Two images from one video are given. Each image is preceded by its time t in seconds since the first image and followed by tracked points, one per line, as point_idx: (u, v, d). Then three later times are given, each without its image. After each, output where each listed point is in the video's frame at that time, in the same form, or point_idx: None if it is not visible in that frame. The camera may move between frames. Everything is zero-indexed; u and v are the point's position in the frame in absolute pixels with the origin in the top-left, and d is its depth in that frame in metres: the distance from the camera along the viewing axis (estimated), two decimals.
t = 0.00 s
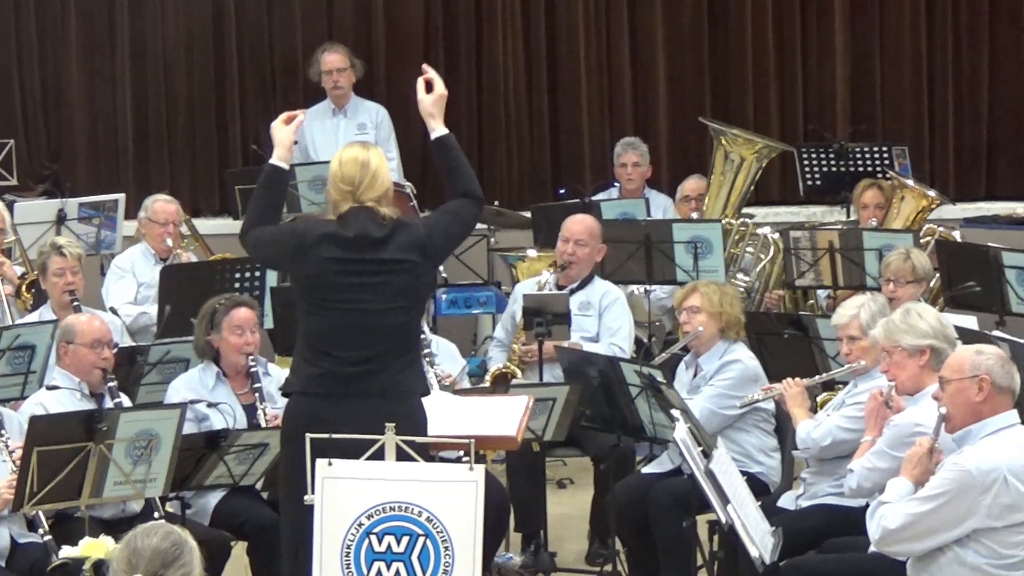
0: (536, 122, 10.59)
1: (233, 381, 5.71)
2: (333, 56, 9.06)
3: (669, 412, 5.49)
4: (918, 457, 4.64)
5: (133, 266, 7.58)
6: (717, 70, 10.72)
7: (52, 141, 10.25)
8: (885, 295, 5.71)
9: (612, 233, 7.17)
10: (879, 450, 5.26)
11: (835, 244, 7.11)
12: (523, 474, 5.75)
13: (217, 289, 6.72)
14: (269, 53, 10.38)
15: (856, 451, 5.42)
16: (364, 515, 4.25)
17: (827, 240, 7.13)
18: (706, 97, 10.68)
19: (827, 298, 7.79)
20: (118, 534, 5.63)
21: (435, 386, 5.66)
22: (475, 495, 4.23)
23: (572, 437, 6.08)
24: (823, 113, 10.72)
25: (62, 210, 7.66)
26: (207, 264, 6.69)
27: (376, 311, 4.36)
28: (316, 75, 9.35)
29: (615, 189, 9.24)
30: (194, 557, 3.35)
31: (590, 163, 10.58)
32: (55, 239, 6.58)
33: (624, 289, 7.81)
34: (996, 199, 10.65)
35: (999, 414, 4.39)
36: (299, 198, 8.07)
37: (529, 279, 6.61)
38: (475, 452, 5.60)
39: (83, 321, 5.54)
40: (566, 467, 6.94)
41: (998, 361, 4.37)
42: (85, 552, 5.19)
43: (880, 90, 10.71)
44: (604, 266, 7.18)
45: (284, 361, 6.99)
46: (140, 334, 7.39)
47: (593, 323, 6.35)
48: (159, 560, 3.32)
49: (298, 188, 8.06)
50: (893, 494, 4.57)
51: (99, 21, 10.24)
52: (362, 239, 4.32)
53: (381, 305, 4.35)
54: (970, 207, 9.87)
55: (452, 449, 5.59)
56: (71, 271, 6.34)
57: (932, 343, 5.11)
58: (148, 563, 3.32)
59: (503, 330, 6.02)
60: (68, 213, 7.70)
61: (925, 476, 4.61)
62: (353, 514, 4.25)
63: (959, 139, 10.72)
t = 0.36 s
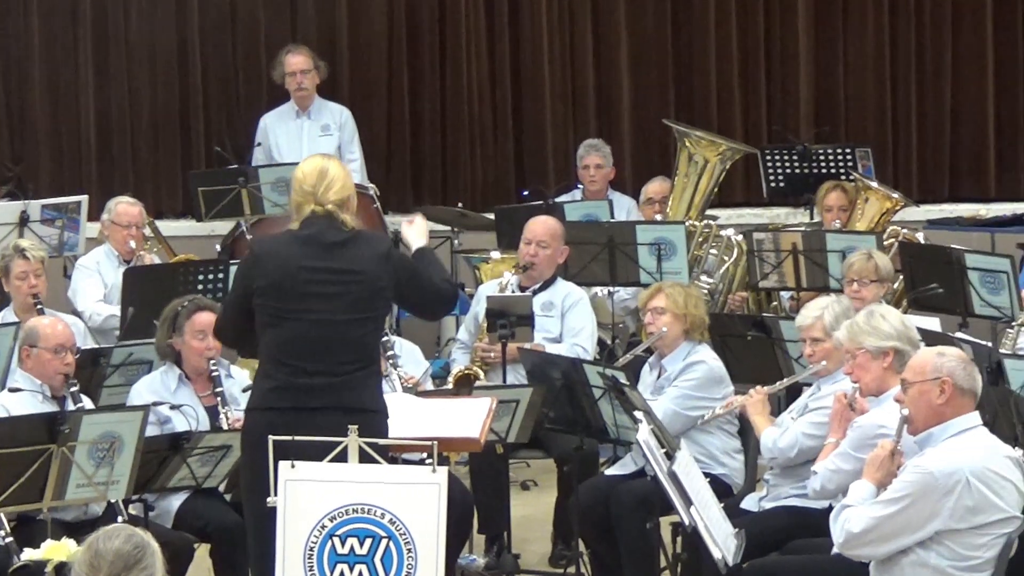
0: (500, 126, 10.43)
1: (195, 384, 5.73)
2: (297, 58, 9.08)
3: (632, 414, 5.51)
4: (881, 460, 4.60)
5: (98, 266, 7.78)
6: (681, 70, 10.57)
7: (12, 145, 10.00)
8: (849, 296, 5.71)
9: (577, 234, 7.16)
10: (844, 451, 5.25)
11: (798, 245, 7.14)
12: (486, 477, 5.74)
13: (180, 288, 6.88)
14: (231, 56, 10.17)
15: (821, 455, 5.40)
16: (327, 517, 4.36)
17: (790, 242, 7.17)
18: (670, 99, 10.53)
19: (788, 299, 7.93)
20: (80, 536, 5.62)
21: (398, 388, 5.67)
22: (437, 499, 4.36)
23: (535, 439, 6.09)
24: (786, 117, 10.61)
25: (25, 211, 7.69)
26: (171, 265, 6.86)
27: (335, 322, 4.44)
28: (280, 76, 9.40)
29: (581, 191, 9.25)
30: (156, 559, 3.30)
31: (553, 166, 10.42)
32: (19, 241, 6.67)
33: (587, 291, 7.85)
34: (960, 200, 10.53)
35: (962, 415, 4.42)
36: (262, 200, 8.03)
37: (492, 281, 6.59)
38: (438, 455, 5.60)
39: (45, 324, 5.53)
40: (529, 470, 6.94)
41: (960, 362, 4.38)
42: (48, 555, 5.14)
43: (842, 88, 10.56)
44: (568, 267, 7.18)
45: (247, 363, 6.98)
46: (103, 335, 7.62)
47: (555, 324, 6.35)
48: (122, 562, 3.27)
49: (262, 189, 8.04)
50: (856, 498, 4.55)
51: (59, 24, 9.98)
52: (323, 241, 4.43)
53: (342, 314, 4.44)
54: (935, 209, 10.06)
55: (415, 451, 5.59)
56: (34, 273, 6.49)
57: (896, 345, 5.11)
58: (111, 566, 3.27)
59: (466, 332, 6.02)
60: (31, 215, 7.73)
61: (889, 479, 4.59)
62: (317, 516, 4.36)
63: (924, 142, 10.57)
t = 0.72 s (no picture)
0: (461, 128, 10.42)
1: (156, 385, 5.72)
2: (257, 59, 9.10)
3: (593, 414, 5.52)
4: (842, 461, 4.57)
5: (59, 267, 7.86)
6: (642, 68, 10.56)
7: None
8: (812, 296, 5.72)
9: (538, 234, 7.17)
10: (806, 451, 5.21)
11: (760, 246, 7.17)
12: (448, 478, 5.73)
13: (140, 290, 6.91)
14: (192, 55, 10.16)
15: (783, 457, 5.37)
16: (288, 518, 4.36)
17: (752, 242, 7.19)
18: (633, 100, 10.54)
19: (749, 299, 7.98)
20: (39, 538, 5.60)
21: (360, 388, 5.65)
22: (398, 499, 4.35)
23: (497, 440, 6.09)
24: (748, 119, 10.61)
25: None
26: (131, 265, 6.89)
27: (299, 320, 4.40)
28: (240, 77, 9.40)
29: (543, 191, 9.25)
30: (116, 559, 3.30)
31: (514, 169, 10.42)
32: None
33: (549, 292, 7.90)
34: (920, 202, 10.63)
35: (923, 414, 4.44)
36: (223, 200, 7.96)
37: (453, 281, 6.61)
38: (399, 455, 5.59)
39: (8, 324, 5.52)
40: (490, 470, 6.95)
41: (918, 362, 4.42)
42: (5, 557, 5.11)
43: (804, 89, 10.63)
44: (530, 268, 7.19)
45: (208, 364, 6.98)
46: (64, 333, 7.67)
47: (517, 325, 6.37)
48: (81, 563, 3.27)
49: (223, 189, 7.94)
50: (817, 498, 4.52)
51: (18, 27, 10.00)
52: (283, 240, 4.38)
53: (302, 314, 4.40)
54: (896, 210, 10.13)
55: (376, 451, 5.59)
56: None
57: (858, 344, 5.12)
58: (70, 567, 3.26)
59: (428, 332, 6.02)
60: None
61: (850, 479, 4.55)
62: (276, 517, 4.36)
63: (884, 143, 10.67)
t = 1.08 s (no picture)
0: (421, 133, 10.64)
1: (116, 384, 5.72)
2: (218, 58, 9.19)
3: (554, 413, 5.52)
4: (802, 461, 4.60)
5: (20, 267, 7.87)
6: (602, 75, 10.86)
7: None
8: (775, 296, 5.71)
9: (499, 233, 7.16)
10: (769, 452, 5.24)
11: (721, 245, 7.17)
12: (408, 478, 5.73)
13: (101, 290, 6.92)
14: (154, 53, 10.29)
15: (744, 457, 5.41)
16: (248, 517, 4.37)
17: (713, 241, 7.19)
18: (593, 101, 10.83)
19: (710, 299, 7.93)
20: None
21: (321, 387, 5.65)
22: (359, 497, 4.37)
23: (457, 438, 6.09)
24: (709, 118, 10.94)
25: None
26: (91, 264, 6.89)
27: (259, 321, 4.37)
28: (201, 76, 9.51)
29: (503, 190, 9.30)
30: (77, 559, 3.16)
31: (476, 165, 10.66)
32: None
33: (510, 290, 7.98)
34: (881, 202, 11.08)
35: (883, 414, 4.47)
36: (184, 200, 7.89)
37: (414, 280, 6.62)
38: (360, 454, 5.59)
39: None
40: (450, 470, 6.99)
41: (878, 362, 4.44)
42: None
43: (765, 84, 10.96)
44: (491, 267, 7.24)
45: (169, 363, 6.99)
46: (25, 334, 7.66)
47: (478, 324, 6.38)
48: (41, 563, 3.12)
49: (184, 189, 7.89)
50: (778, 497, 4.53)
51: None
52: (242, 241, 4.34)
53: (261, 315, 4.36)
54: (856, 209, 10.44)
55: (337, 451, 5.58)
56: None
57: (823, 347, 5.10)
58: (29, 567, 3.11)
59: (388, 331, 6.01)
60: None
61: (810, 479, 4.58)
62: (237, 516, 4.37)
63: (846, 133, 11.09)
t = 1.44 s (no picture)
0: (379, 120, 11.08)
1: (72, 385, 5.71)
2: (174, 59, 9.21)
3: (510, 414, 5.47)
4: (757, 463, 4.62)
5: None
6: (560, 80, 11.02)
7: None
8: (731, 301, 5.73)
9: (456, 235, 7.33)
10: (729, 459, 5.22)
11: (677, 248, 7.31)
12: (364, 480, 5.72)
13: (59, 293, 6.91)
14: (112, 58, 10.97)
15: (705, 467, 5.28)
16: (203, 518, 4.47)
17: (669, 244, 7.33)
18: (550, 102, 11.02)
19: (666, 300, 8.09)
20: None
21: (277, 389, 5.66)
22: (312, 499, 4.49)
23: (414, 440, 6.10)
24: (666, 120, 10.95)
25: None
26: (49, 266, 6.88)
27: (215, 323, 4.44)
28: (157, 77, 9.56)
29: (459, 192, 9.40)
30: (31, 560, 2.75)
31: (433, 167, 11.02)
32: None
33: (467, 291, 8.07)
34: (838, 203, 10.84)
35: (839, 416, 4.42)
36: (139, 200, 8.33)
37: (371, 281, 6.63)
38: (316, 456, 5.59)
39: None
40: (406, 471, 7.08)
41: (833, 364, 4.39)
42: None
43: (723, 89, 10.90)
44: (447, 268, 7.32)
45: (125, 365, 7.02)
46: None
47: (435, 326, 6.39)
48: None
49: (140, 190, 8.32)
50: (733, 499, 4.51)
51: None
52: (199, 241, 4.42)
53: (216, 317, 4.43)
54: (812, 211, 10.31)
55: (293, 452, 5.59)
56: None
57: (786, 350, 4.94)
58: None
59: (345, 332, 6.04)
60: None
61: (764, 482, 4.60)
62: (191, 518, 4.47)
63: (803, 141, 10.91)
